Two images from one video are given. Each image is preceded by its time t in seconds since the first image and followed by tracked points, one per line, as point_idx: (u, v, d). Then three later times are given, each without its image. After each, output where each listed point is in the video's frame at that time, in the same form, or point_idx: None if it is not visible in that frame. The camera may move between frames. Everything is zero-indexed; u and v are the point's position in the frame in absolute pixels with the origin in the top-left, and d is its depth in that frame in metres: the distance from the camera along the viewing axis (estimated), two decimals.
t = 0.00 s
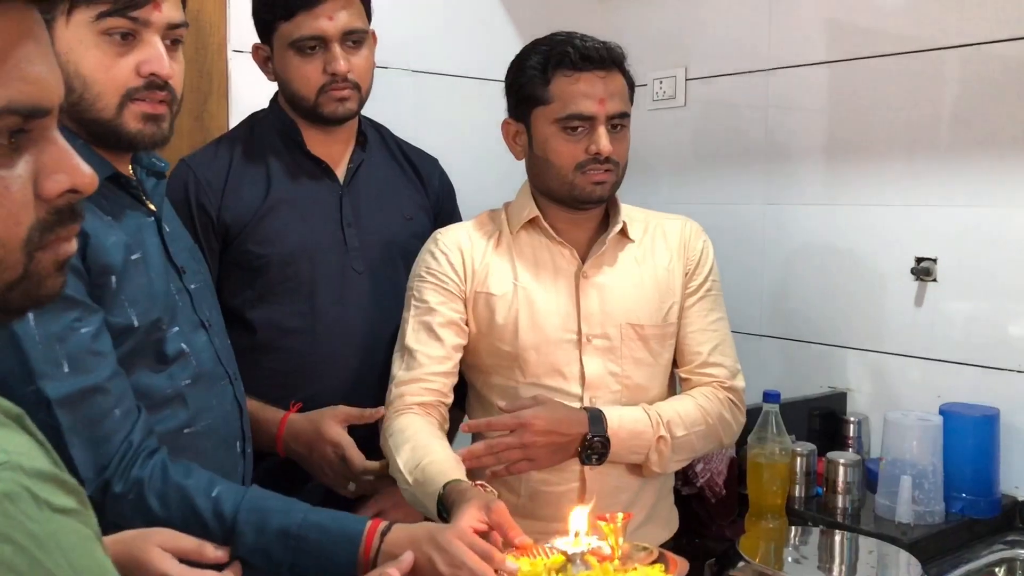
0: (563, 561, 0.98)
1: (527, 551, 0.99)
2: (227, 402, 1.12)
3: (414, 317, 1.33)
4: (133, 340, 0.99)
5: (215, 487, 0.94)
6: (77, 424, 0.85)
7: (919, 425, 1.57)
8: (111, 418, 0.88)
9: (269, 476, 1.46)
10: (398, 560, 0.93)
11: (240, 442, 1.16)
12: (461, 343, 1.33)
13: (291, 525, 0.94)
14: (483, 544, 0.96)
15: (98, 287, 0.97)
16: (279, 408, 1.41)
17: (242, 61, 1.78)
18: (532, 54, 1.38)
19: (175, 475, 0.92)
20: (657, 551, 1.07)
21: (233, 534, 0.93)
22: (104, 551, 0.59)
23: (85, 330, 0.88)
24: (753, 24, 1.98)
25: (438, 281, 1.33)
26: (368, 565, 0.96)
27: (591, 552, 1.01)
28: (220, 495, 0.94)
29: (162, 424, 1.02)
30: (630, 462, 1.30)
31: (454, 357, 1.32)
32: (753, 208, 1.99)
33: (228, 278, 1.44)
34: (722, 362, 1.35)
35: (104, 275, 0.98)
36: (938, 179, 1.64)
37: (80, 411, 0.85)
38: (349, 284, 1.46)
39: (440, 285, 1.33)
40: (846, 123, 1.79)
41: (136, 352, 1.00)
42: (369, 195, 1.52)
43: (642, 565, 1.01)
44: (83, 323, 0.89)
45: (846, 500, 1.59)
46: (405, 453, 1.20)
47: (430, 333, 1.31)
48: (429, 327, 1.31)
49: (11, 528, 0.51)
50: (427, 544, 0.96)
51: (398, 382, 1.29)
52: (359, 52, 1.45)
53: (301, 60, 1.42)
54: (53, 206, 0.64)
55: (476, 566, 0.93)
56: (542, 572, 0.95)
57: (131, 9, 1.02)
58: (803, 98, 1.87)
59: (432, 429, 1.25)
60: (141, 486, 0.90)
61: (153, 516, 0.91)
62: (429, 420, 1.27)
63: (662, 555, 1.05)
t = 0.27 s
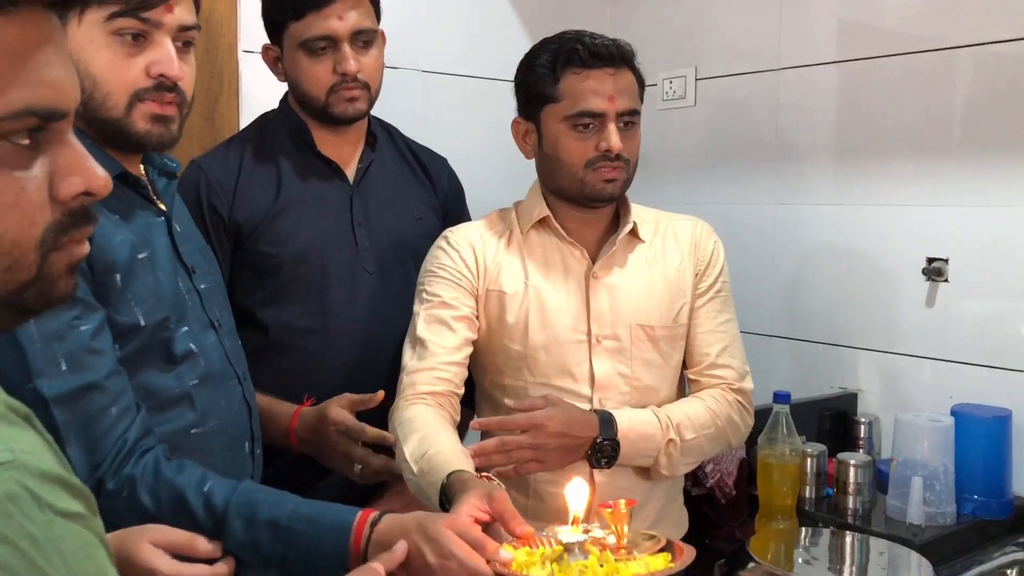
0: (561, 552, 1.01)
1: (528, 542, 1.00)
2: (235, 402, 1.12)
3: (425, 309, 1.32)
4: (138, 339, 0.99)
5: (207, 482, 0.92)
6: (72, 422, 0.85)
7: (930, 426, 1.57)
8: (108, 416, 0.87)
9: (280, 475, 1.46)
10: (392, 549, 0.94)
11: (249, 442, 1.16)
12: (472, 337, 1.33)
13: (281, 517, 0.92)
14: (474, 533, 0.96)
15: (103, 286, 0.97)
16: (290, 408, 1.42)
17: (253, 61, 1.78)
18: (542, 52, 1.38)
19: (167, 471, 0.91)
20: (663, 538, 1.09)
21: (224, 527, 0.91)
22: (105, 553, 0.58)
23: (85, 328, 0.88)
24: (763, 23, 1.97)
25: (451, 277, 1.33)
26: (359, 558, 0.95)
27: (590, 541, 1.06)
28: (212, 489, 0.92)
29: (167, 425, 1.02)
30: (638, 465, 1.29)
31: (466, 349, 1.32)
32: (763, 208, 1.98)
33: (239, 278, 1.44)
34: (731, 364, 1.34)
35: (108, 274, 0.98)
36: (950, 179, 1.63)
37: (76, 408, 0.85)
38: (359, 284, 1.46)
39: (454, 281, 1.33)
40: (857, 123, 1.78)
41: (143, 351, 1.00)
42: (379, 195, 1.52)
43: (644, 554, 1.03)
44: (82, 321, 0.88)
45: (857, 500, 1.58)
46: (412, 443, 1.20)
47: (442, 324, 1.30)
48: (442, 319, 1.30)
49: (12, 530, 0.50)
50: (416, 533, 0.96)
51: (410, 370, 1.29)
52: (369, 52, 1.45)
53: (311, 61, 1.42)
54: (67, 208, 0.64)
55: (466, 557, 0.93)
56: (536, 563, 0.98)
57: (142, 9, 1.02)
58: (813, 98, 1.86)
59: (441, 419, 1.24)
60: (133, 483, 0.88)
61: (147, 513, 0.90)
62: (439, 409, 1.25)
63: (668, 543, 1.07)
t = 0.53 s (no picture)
0: None
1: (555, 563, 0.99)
2: (248, 398, 1.13)
3: (434, 313, 1.33)
4: (157, 337, 1.00)
5: (250, 487, 0.96)
6: (110, 421, 0.86)
7: (941, 427, 1.56)
8: (144, 415, 0.89)
9: (290, 474, 1.46)
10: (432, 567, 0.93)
11: (261, 439, 1.16)
12: (482, 342, 1.33)
13: (326, 527, 0.97)
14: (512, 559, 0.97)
15: (125, 285, 0.98)
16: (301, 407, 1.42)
17: (263, 61, 1.78)
18: (561, 51, 1.38)
19: (208, 474, 0.93)
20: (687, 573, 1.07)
21: (267, 533, 0.95)
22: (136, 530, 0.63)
23: (115, 327, 0.89)
24: (773, 22, 1.97)
25: (461, 279, 1.34)
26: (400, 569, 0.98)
27: None
28: (256, 495, 0.96)
29: (188, 418, 1.03)
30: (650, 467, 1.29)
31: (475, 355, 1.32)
32: (773, 207, 1.98)
33: (250, 277, 1.45)
34: (745, 366, 1.34)
35: (130, 273, 0.98)
36: (961, 178, 1.63)
37: (112, 407, 0.86)
38: (370, 284, 1.47)
39: (463, 283, 1.34)
40: (868, 122, 1.78)
41: (160, 348, 1.01)
42: (390, 196, 1.53)
43: None
44: (113, 320, 0.89)
45: (867, 501, 1.58)
46: (427, 452, 1.20)
47: (450, 330, 1.31)
48: (450, 324, 1.31)
49: (54, 511, 0.55)
50: (457, 556, 0.97)
51: (417, 377, 1.30)
52: (377, 52, 1.45)
53: (321, 61, 1.43)
54: (75, 205, 0.64)
55: None
56: None
57: (152, 10, 1.02)
58: (823, 97, 1.86)
59: (451, 427, 1.25)
60: (176, 482, 0.91)
61: (188, 512, 0.92)
62: (447, 417, 1.26)
63: None
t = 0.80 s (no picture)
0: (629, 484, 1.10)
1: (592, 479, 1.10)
2: (260, 393, 1.13)
3: (442, 309, 1.35)
4: (180, 332, 1.00)
5: (290, 452, 1.00)
6: (148, 408, 0.87)
7: (952, 428, 1.55)
8: (179, 400, 0.90)
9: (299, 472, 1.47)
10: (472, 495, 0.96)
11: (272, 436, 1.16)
12: (488, 340, 1.34)
13: (371, 475, 1.02)
14: (556, 474, 1.05)
15: (146, 281, 0.98)
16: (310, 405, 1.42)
17: (273, 61, 1.79)
18: (576, 51, 1.38)
19: (250, 444, 0.97)
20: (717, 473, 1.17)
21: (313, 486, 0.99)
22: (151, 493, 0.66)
23: (145, 318, 0.90)
24: (783, 22, 1.97)
25: (469, 275, 1.35)
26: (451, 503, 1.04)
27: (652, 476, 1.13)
28: (297, 458, 1.00)
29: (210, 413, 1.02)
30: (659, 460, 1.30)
31: (482, 352, 1.33)
32: (783, 207, 1.97)
33: (259, 276, 1.45)
34: (757, 369, 1.33)
35: (151, 269, 0.98)
36: (972, 178, 1.62)
37: (149, 395, 0.87)
38: (378, 283, 1.47)
39: (471, 279, 1.35)
40: (878, 123, 1.77)
41: (180, 345, 1.01)
42: (399, 195, 1.53)
43: (704, 482, 1.11)
44: (141, 311, 0.90)
45: (877, 502, 1.57)
46: (438, 426, 1.23)
47: (456, 326, 1.32)
48: (456, 321, 1.32)
49: (77, 485, 0.59)
50: (506, 478, 1.04)
51: (423, 371, 1.31)
52: (385, 52, 1.46)
53: (329, 61, 1.43)
54: (81, 206, 0.64)
55: (554, 493, 1.02)
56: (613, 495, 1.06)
57: (160, 13, 1.03)
58: (834, 97, 1.85)
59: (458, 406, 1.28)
60: (219, 459, 0.94)
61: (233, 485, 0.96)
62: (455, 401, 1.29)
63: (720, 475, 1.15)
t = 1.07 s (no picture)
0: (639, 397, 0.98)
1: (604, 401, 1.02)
2: (270, 390, 1.13)
3: (454, 302, 1.33)
4: (185, 329, 1.00)
5: (282, 419, 0.98)
6: (148, 395, 0.88)
7: (962, 428, 1.54)
8: (180, 384, 0.91)
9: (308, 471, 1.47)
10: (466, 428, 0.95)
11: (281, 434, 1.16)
12: (501, 331, 1.33)
13: (363, 425, 0.99)
14: (557, 391, 1.01)
15: (153, 273, 0.99)
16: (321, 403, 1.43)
17: (283, 61, 1.79)
18: (581, 50, 1.38)
19: (243, 416, 0.95)
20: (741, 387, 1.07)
21: (307, 443, 0.97)
22: (150, 521, 0.59)
23: (148, 304, 0.91)
24: (793, 21, 1.96)
25: (481, 269, 1.35)
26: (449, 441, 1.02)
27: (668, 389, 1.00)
28: (290, 423, 0.97)
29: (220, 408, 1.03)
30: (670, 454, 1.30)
31: (494, 342, 1.32)
32: (793, 207, 1.97)
33: (269, 275, 1.45)
34: (766, 367, 1.32)
35: (157, 261, 0.99)
36: (984, 178, 1.61)
37: (151, 379, 0.88)
38: (387, 282, 1.47)
39: (484, 273, 1.34)
40: (889, 122, 1.76)
41: (189, 342, 1.01)
42: (407, 194, 1.53)
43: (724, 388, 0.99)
44: (144, 298, 0.92)
45: (887, 503, 1.57)
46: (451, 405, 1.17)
47: (470, 316, 1.31)
48: (470, 311, 1.31)
49: (58, 504, 0.52)
50: (503, 398, 1.03)
51: (437, 360, 1.27)
52: (395, 53, 1.46)
53: (338, 61, 1.43)
54: (96, 211, 0.62)
55: (554, 409, 0.99)
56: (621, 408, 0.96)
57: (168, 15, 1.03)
58: (844, 97, 1.85)
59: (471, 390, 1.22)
60: (214, 436, 0.92)
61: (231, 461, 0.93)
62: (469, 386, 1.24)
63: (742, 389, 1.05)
